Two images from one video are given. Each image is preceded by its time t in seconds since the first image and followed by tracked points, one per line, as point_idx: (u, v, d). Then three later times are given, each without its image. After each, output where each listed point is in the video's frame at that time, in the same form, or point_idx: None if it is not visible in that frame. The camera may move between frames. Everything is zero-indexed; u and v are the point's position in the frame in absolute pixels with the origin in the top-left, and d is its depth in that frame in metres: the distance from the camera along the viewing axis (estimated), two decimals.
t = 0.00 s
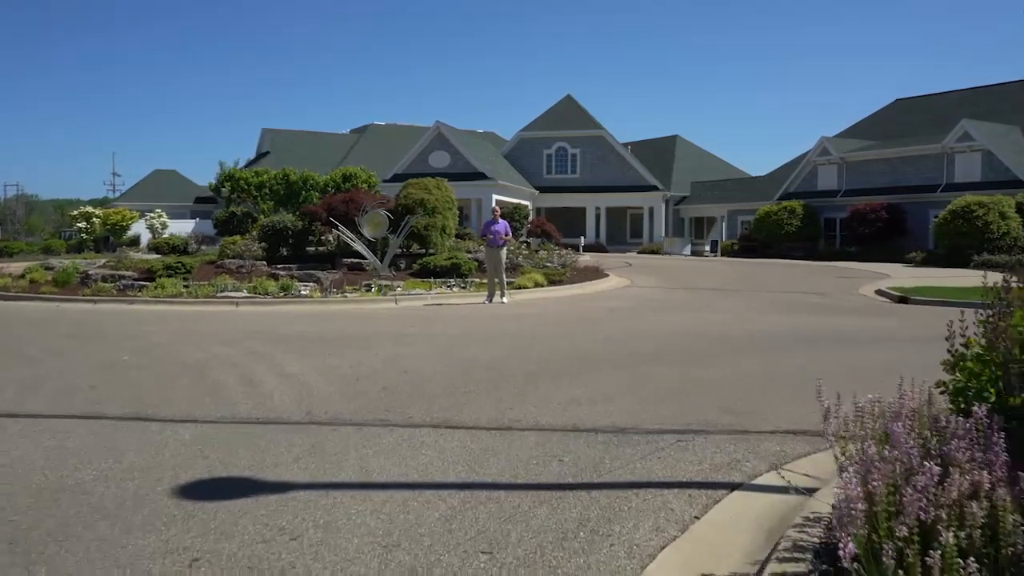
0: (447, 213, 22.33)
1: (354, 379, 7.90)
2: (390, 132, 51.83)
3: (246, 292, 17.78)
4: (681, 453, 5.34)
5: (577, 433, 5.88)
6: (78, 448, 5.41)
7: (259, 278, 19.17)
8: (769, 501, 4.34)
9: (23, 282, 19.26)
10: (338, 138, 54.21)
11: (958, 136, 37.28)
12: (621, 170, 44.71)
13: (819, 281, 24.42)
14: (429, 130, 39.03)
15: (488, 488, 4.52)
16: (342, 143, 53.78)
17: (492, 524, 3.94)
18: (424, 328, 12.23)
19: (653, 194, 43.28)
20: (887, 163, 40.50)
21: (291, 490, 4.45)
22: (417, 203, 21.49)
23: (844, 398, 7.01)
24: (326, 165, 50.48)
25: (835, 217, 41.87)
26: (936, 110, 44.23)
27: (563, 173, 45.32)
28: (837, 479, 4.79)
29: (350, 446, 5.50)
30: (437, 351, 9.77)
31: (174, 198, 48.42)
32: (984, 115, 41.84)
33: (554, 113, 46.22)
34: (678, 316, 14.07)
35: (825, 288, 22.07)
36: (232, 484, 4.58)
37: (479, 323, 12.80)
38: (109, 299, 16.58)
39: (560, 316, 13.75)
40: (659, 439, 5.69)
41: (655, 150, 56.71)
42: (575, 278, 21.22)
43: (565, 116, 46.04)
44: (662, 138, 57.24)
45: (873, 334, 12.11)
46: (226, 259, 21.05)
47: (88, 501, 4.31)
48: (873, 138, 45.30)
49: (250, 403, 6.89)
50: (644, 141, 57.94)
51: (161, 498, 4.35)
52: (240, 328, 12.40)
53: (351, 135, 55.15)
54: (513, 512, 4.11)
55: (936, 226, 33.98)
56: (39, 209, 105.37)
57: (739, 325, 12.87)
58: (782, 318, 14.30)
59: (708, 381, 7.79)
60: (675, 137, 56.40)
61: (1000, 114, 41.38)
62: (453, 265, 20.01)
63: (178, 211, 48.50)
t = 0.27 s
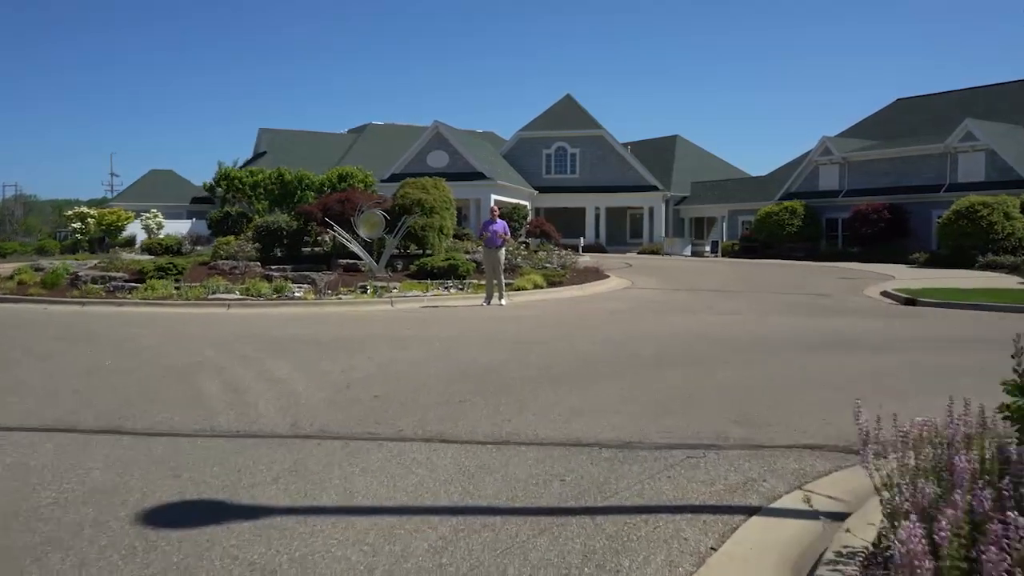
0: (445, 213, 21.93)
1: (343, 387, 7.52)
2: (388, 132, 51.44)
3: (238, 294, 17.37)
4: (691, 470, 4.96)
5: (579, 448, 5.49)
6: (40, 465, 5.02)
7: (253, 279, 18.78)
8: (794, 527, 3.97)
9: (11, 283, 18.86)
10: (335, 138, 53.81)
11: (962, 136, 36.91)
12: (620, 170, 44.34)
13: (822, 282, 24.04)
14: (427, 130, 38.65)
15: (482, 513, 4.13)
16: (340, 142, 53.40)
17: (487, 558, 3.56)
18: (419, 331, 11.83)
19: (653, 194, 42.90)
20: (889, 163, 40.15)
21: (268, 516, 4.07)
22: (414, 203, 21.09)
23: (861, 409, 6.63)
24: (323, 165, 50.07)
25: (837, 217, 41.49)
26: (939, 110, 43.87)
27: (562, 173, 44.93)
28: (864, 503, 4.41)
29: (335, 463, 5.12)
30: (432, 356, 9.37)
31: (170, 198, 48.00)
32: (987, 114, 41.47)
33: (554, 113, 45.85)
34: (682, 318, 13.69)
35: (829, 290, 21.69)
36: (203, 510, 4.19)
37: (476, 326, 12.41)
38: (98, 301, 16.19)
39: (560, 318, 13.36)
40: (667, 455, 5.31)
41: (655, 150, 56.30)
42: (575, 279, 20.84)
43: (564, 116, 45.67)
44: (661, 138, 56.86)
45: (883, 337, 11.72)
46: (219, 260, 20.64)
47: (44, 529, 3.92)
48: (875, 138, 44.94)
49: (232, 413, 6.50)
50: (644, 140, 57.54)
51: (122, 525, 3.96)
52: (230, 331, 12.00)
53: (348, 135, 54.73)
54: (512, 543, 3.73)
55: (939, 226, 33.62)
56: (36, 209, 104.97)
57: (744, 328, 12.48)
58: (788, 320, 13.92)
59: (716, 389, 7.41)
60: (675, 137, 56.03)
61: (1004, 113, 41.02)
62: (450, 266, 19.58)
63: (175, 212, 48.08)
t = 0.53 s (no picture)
0: (442, 213, 21.55)
1: (331, 396, 7.13)
2: (386, 131, 51.04)
3: (231, 296, 16.97)
4: (702, 490, 4.58)
5: (581, 464, 5.10)
6: None
7: (246, 281, 18.39)
8: (821, 558, 3.60)
9: None
10: (333, 138, 53.40)
11: (965, 135, 36.56)
12: (620, 170, 43.97)
13: (827, 284, 23.65)
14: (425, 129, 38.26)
15: (473, 542, 3.75)
16: (337, 142, 52.99)
17: None
18: (414, 335, 11.45)
19: (653, 194, 42.53)
20: (891, 162, 39.80)
21: (237, 547, 3.69)
22: (410, 202, 20.70)
23: (878, 421, 6.25)
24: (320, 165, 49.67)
25: (839, 217, 41.12)
26: (941, 110, 43.49)
27: (562, 173, 44.55)
28: (893, 529, 4.03)
29: (317, 482, 4.73)
30: (426, 361, 8.98)
31: (166, 198, 47.58)
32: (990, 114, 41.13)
33: (553, 113, 45.47)
34: (685, 322, 13.30)
35: (833, 291, 21.32)
36: (165, 538, 3.81)
37: (474, 329, 12.03)
38: (86, 303, 15.80)
39: (560, 321, 12.99)
40: (675, 472, 4.93)
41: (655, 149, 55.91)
42: (575, 281, 20.46)
43: (563, 115, 45.29)
44: (661, 138, 56.49)
45: (893, 341, 11.33)
46: (212, 261, 20.25)
47: None
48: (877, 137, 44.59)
49: (212, 425, 6.12)
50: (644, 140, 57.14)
51: (73, 558, 3.58)
52: (219, 336, 11.61)
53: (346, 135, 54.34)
54: None
55: (943, 226, 33.28)
56: (33, 209, 104.51)
57: (750, 332, 12.10)
58: (795, 323, 13.53)
59: (724, 400, 7.03)
60: (675, 137, 55.66)
61: (1007, 113, 40.65)
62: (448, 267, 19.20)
63: (171, 212, 47.66)
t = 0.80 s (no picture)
0: (439, 213, 21.16)
1: (318, 405, 6.75)
2: (384, 131, 50.65)
3: (222, 297, 16.57)
4: (713, 513, 4.18)
5: (581, 483, 4.72)
6: None
7: (238, 282, 18.01)
8: None
9: None
10: (330, 137, 53.01)
11: (969, 134, 36.20)
12: (620, 170, 43.60)
13: (831, 285, 23.27)
14: (423, 128, 37.89)
15: None
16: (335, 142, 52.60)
17: None
18: (409, 337, 11.05)
19: (653, 194, 42.17)
20: (894, 162, 39.45)
21: None
22: (407, 202, 20.32)
23: (897, 434, 5.86)
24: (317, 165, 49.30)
25: (841, 217, 40.75)
26: (944, 109, 43.13)
27: (561, 172, 44.17)
28: (925, 560, 3.63)
29: (293, 503, 4.34)
30: (419, 367, 8.60)
31: (162, 198, 47.20)
32: (994, 113, 40.77)
33: (552, 112, 45.09)
34: (689, 324, 12.91)
35: (838, 292, 20.94)
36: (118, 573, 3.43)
37: (471, 332, 11.65)
38: (73, 304, 15.42)
39: (559, 323, 12.61)
40: (683, 491, 4.54)
41: (655, 149, 55.53)
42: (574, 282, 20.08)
43: (563, 114, 44.91)
44: (662, 137, 56.11)
45: (905, 345, 10.94)
46: (204, 262, 19.86)
47: None
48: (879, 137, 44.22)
49: (187, 438, 5.74)
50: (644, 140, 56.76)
51: None
52: (206, 339, 11.24)
53: (344, 135, 53.96)
54: None
55: (947, 227, 32.97)
56: (32, 210, 104.15)
57: (755, 335, 11.72)
58: (801, 326, 13.14)
59: (732, 410, 6.65)
60: (675, 136, 55.28)
61: (1010, 112, 40.27)
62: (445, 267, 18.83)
63: (167, 212, 47.28)
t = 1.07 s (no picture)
0: (437, 213, 20.80)
1: (302, 416, 6.36)
2: (382, 130, 50.24)
3: (214, 299, 16.18)
4: (727, 540, 3.82)
5: (582, 503, 4.34)
6: None
7: (230, 283, 17.61)
8: None
9: None
10: (328, 137, 52.58)
11: (973, 133, 35.84)
12: (620, 169, 43.22)
13: (834, 286, 22.91)
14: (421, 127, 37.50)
15: None
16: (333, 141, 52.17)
17: None
18: (403, 341, 10.67)
19: (653, 194, 41.81)
20: (897, 161, 39.10)
21: None
22: (403, 201, 19.95)
23: (918, 447, 5.49)
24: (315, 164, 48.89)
25: (843, 217, 40.40)
26: (947, 108, 42.80)
27: (561, 172, 43.80)
28: None
29: (267, 528, 3.97)
30: (411, 373, 8.22)
31: (158, 198, 46.78)
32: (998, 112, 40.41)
33: (551, 111, 44.70)
34: (692, 327, 12.54)
35: (843, 293, 20.57)
36: None
37: (468, 335, 11.28)
38: (60, 306, 15.02)
39: (558, 326, 12.24)
40: (692, 514, 4.16)
41: (655, 148, 55.17)
42: (574, 282, 19.71)
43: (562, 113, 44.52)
44: (662, 137, 55.72)
45: (915, 348, 10.58)
46: (197, 262, 19.47)
47: None
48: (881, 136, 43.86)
49: (160, 452, 5.35)
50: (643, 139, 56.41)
51: None
52: (193, 342, 10.85)
53: (341, 134, 53.57)
54: None
55: (951, 227, 32.61)
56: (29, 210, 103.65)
57: (760, 339, 11.36)
58: (808, 328, 12.78)
59: (741, 420, 6.27)
60: (675, 135, 54.88)
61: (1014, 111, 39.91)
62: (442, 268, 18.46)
63: (163, 212, 46.86)
